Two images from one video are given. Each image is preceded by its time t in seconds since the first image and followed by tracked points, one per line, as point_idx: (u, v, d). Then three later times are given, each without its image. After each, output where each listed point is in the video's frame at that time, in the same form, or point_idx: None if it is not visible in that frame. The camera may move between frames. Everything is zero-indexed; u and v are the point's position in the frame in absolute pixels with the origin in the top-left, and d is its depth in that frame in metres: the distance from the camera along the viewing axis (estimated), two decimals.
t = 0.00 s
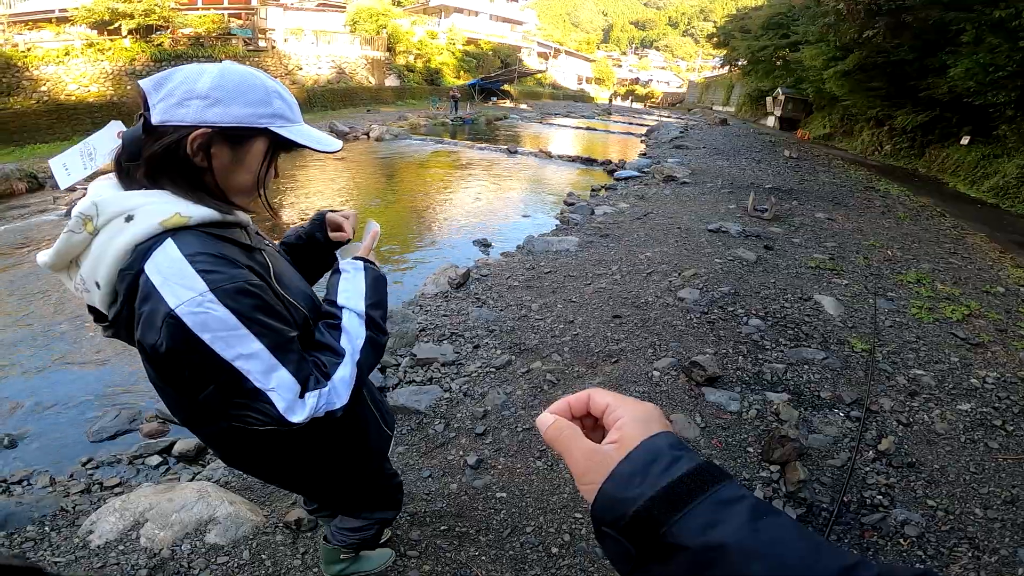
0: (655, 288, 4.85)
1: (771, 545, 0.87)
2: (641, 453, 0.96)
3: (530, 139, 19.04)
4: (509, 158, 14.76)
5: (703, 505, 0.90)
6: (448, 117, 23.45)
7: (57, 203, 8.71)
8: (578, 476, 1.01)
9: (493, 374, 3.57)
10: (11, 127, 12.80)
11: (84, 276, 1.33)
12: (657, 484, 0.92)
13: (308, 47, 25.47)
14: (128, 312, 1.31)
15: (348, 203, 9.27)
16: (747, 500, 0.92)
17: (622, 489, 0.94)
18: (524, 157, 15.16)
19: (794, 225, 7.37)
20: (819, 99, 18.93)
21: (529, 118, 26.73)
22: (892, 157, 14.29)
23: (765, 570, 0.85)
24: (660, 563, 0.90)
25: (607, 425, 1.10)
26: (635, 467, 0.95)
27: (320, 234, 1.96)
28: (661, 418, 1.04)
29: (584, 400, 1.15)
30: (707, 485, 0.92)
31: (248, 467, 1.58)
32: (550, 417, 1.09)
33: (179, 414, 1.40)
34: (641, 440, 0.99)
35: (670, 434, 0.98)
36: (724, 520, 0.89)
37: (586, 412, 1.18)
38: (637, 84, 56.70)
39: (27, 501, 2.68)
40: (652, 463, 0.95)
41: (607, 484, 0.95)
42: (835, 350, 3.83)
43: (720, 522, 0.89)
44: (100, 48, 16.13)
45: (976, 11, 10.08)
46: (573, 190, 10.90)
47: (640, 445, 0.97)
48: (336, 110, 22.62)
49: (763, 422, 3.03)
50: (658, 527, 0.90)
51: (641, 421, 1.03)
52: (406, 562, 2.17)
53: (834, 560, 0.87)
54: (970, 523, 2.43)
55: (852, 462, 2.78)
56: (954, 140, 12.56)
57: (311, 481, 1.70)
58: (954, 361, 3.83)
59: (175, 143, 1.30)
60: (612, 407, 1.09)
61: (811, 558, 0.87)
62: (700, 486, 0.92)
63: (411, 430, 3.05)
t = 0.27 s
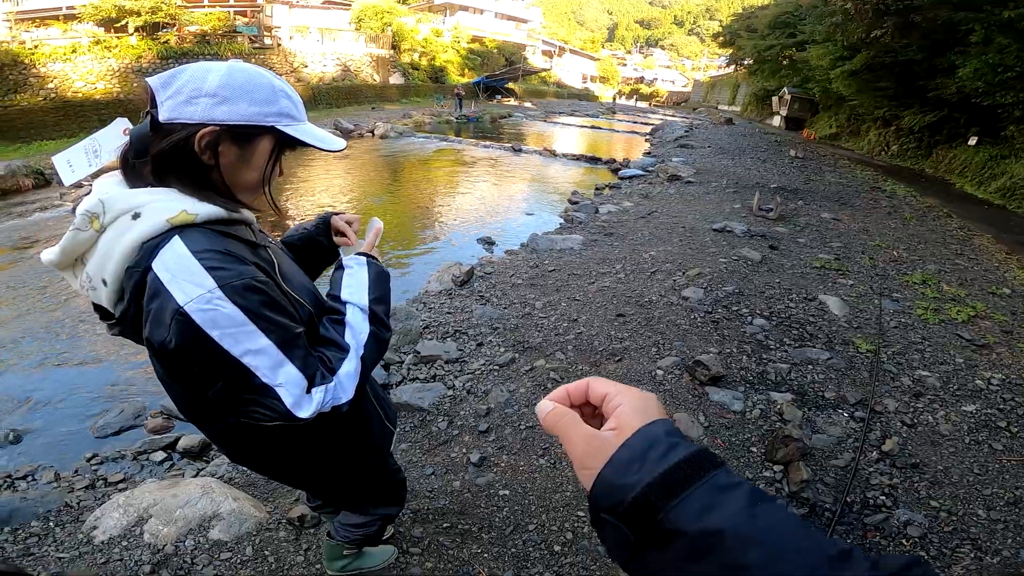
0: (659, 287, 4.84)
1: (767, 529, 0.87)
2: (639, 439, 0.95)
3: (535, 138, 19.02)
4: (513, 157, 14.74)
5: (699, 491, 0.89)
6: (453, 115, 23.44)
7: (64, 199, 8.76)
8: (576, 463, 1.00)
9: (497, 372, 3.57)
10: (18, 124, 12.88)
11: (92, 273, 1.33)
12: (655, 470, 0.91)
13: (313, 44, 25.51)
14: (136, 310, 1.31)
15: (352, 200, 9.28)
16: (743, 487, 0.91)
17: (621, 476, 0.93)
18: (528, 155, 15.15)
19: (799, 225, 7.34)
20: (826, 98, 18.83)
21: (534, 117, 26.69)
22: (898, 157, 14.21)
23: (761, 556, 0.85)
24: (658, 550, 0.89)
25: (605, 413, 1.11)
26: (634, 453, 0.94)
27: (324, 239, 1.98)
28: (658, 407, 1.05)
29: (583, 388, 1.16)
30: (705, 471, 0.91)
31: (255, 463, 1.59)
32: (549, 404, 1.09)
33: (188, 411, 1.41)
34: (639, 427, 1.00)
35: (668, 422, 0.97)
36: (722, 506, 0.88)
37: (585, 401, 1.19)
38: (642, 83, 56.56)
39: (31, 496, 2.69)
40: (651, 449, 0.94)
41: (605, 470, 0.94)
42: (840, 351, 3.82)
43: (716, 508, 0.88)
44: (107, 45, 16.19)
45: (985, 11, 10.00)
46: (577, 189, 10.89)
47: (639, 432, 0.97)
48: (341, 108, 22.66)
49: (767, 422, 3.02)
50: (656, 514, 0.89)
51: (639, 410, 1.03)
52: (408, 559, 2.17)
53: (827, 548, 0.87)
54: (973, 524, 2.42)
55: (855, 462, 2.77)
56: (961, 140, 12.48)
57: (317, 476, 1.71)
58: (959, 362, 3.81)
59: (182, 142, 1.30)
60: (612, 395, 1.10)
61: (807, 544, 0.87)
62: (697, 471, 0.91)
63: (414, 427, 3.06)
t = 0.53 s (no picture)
0: (663, 285, 4.84)
1: (762, 497, 0.85)
2: (635, 406, 0.93)
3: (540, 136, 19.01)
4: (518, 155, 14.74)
5: (695, 459, 0.87)
6: (458, 112, 23.45)
7: (71, 194, 8.82)
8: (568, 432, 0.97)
9: (500, 368, 3.58)
10: (27, 120, 12.97)
11: (98, 262, 1.35)
12: (651, 436, 0.89)
13: (319, 41, 25.54)
14: (141, 298, 1.33)
15: (357, 197, 9.31)
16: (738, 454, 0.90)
17: (616, 442, 0.91)
18: (533, 153, 15.14)
19: (804, 225, 7.32)
20: (833, 98, 18.73)
21: (539, 114, 26.65)
22: (905, 157, 14.14)
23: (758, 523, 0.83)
24: (654, 519, 0.87)
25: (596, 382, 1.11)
26: (628, 422, 0.92)
27: (330, 234, 2.00)
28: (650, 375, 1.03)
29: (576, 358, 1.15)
30: (700, 438, 0.89)
31: (258, 454, 1.60)
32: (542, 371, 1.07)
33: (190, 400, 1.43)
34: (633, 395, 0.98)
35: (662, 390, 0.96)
36: (718, 473, 0.86)
37: (577, 372, 1.19)
38: (647, 81, 56.40)
39: (37, 489, 2.72)
40: (645, 417, 0.92)
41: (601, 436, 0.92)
42: (843, 350, 3.81)
43: (712, 476, 0.86)
44: (115, 42, 16.27)
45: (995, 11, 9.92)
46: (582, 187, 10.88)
47: (633, 400, 0.95)
48: (346, 105, 22.70)
49: (769, 420, 3.02)
50: (652, 482, 0.86)
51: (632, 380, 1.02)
52: (409, 553, 2.19)
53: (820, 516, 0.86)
54: (973, 523, 2.42)
55: (857, 461, 2.77)
56: (969, 141, 12.41)
57: (318, 468, 1.72)
58: (964, 362, 3.80)
59: (187, 135, 1.31)
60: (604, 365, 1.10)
61: (801, 512, 0.86)
62: (692, 440, 0.89)
63: (416, 422, 3.07)
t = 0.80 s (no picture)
0: (662, 284, 4.85)
1: (769, 509, 0.86)
2: (638, 417, 0.95)
3: (540, 134, 18.99)
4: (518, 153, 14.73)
5: (701, 470, 0.89)
6: (458, 110, 23.42)
7: (70, 189, 8.80)
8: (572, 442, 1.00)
9: (499, 365, 3.59)
10: (26, 115, 12.95)
11: (93, 254, 1.35)
12: (656, 449, 0.91)
13: (319, 38, 25.49)
14: (134, 291, 1.33)
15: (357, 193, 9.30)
16: (746, 466, 0.91)
17: (621, 453, 0.93)
18: (533, 151, 15.13)
19: (803, 225, 7.33)
20: (834, 98, 18.73)
21: (539, 112, 26.63)
22: (905, 158, 14.15)
23: (764, 535, 0.84)
24: (658, 529, 0.89)
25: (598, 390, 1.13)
26: (632, 431, 0.94)
27: (328, 230, 2.00)
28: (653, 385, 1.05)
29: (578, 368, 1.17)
30: (706, 450, 0.91)
31: (252, 449, 1.60)
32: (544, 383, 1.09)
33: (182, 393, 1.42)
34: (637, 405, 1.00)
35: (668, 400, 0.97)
36: (724, 485, 0.87)
37: (579, 381, 1.20)
38: (648, 80, 56.38)
39: (33, 486, 2.71)
40: (650, 428, 0.94)
41: (606, 447, 0.94)
42: (842, 350, 3.82)
43: (718, 488, 0.88)
44: (115, 37, 16.22)
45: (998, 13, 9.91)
46: (582, 185, 10.88)
47: (636, 410, 0.97)
48: (346, 101, 22.66)
49: (767, 420, 3.03)
50: (657, 493, 0.88)
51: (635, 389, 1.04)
52: (408, 550, 2.20)
53: (831, 530, 0.86)
54: (968, 524, 2.44)
55: (854, 461, 2.79)
56: (969, 142, 12.43)
57: (314, 463, 1.73)
58: (960, 364, 3.82)
59: (185, 129, 1.32)
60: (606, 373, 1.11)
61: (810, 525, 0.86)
62: (698, 450, 0.91)
63: (415, 419, 3.08)
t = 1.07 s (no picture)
0: (665, 284, 4.84)
1: (774, 534, 0.86)
2: (632, 448, 0.94)
3: (541, 133, 18.96)
4: (519, 151, 14.71)
5: (701, 498, 0.88)
6: (458, 108, 23.39)
7: (70, 185, 8.77)
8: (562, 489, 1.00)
9: (502, 365, 3.58)
10: (26, 111, 12.92)
11: (94, 248, 1.33)
12: (651, 480, 0.91)
13: (320, 36, 25.45)
14: (135, 286, 1.30)
15: (358, 191, 9.28)
16: (748, 489, 0.91)
17: (616, 487, 0.92)
18: (534, 150, 15.11)
19: (805, 226, 7.32)
20: (835, 100, 18.72)
21: (540, 112, 26.61)
22: (906, 160, 14.16)
23: (772, 560, 0.84)
24: (663, 564, 0.88)
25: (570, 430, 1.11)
26: (627, 463, 0.93)
27: (334, 227, 1.98)
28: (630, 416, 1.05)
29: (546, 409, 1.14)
30: (706, 476, 0.91)
31: (253, 447, 1.58)
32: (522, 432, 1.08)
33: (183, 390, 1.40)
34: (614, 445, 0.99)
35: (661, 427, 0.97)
36: (729, 512, 0.87)
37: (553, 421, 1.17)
38: (648, 80, 56.39)
39: (32, 483, 2.69)
40: (645, 457, 0.93)
41: (600, 484, 0.93)
42: (845, 352, 3.82)
43: (720, 516, 0.87)
44: (116, 33, 16.17)
45: (1001, 15, 9.88)
46: (583, 185, 10.87)
47: (627, 441, 0.96)
48: (347, 99, 22.63)
49: (771, 421, 3.02)
50: (659, 525, 0.88)
51: (614, 422, 1.03)
52: (412, 551, 2.19)
53: (843, 546, 0.87)
54: (972, 525, 2.44)
55: (858, 463, 2.78)
56: (970, 145, 12.43)
57: (316, 461, 1.71)
58: (963, 366, 3.81)
59: (191, 122, 1.30)
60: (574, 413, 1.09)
61: (819, 546, 0.86)
62: (697, 477, 0.91)
63: (418, 419, 3.07)
